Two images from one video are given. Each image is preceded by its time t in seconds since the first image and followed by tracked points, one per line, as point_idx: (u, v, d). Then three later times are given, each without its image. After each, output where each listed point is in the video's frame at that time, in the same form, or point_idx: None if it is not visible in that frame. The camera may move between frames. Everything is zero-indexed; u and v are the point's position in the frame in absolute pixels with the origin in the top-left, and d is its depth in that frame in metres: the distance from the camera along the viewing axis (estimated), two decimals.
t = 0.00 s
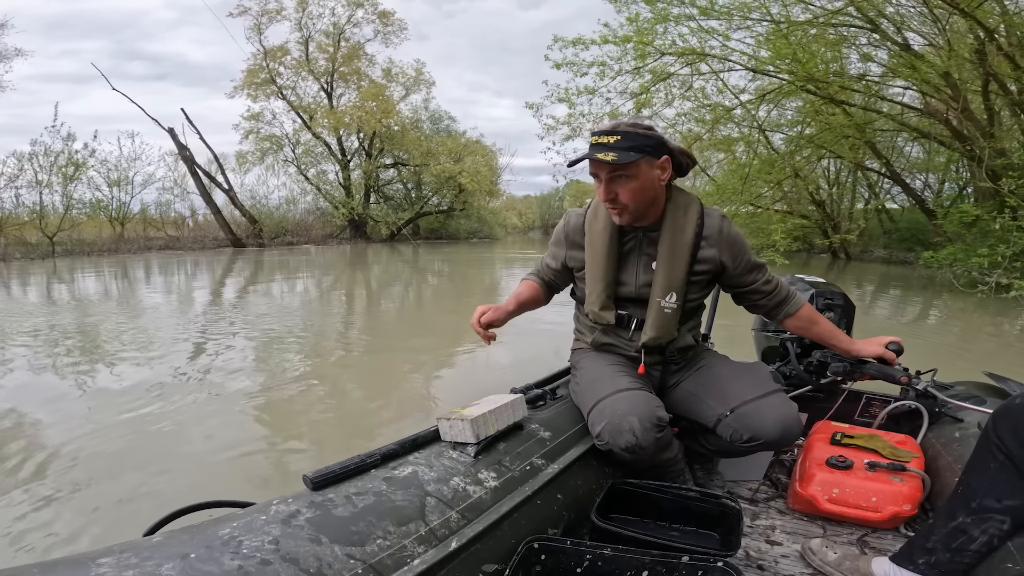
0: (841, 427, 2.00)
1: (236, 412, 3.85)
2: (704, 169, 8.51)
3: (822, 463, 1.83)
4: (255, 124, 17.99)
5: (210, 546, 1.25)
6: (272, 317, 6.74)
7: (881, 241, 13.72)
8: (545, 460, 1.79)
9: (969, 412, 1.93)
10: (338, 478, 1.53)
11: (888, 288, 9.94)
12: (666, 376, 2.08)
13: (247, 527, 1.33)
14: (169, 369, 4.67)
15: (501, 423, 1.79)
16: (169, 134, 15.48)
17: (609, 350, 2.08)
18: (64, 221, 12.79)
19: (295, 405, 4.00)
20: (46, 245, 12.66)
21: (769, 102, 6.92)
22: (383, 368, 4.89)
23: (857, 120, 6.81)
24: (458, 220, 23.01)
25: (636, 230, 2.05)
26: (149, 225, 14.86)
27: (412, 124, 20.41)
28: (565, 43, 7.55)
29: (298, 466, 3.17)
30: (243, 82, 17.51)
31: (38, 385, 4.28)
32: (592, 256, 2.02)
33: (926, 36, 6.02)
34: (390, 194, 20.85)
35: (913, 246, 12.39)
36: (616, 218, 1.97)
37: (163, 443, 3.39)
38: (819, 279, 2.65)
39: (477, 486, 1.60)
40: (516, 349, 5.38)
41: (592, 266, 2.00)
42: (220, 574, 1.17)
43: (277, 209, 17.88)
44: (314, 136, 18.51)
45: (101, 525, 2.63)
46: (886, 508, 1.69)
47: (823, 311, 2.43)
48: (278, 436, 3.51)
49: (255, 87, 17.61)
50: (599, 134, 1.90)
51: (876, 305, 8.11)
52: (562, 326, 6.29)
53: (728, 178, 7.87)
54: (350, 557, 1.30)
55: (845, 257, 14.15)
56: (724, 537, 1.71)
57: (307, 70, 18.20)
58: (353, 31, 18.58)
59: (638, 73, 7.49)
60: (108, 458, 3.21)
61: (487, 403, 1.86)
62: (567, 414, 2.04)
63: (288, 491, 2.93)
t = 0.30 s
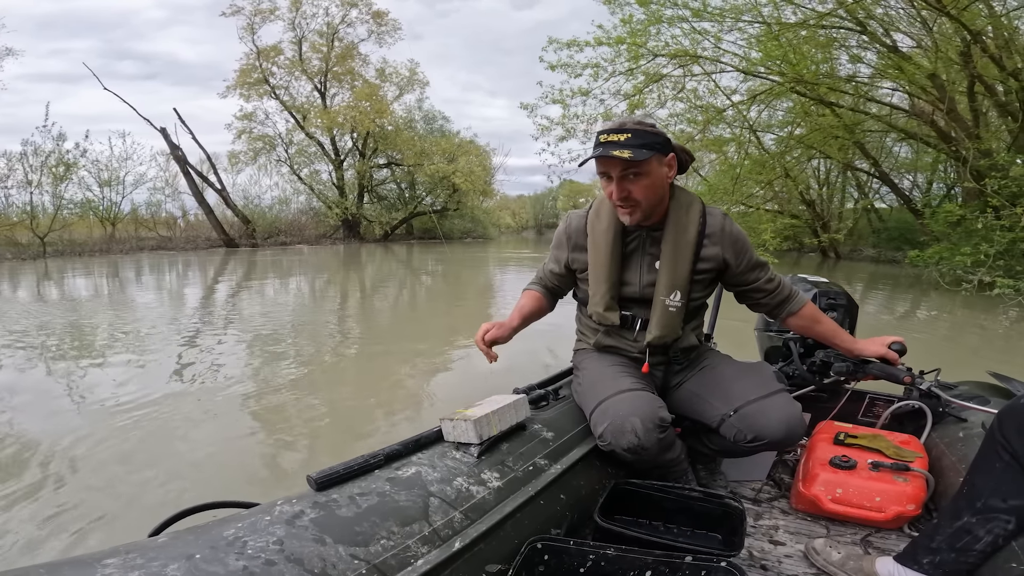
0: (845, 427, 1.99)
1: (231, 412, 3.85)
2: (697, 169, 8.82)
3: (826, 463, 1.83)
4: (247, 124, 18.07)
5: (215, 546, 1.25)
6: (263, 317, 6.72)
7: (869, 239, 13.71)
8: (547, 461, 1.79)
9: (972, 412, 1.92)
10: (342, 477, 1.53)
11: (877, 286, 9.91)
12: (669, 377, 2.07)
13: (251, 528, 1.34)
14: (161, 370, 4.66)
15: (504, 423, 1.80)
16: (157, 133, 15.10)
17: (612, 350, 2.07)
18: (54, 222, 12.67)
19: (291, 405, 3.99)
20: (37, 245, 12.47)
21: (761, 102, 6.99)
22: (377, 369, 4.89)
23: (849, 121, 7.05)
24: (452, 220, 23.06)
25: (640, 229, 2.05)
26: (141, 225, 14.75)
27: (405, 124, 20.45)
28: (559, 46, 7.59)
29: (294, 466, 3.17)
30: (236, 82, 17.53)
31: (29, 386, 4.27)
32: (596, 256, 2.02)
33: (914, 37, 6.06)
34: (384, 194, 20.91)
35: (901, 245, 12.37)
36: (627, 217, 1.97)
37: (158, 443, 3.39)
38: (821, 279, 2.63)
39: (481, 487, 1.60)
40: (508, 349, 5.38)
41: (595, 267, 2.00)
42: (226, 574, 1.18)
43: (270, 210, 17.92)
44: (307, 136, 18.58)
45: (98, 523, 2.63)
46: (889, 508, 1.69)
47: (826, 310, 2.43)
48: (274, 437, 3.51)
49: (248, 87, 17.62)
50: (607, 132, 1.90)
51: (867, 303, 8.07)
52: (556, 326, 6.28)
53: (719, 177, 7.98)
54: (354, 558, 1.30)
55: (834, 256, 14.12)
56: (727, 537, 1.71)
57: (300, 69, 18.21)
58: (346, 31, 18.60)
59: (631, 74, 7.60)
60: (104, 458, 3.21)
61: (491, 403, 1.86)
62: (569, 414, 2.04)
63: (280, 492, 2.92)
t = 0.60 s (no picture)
0: (849, 427, 1.98)
1: (225, 412, 3.83)
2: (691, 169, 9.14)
3: (830, 463, 1.82)
4: (240, 124, 18.04)
5: (217, 547, 1.24)
6: (255, 317, 6.70)
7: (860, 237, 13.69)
8: (551, 461, 1.78)
9: (978, 411, 1.92)
10: (345, 477, 1.52)
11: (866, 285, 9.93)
12: (673, 376, 2.06)
13: (254, 528, 1.33)
14: (154, 370, 4.63)
15: (507, 423, 1.79)
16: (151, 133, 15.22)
17: (616, 349, 2.06)
18: (45, 221, 12.63)
19: (286, 406, 3.97)
20: (29, 246, 12.42)
21: (753, 100, 7.23)
22: (371, 368, 4.88)
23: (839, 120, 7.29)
24: (445, 220, 23.09)
25: (644, 225, 2.05)
26: (133, 225, 14.71)
27: (399, 124, 20.44)
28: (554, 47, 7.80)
29: (289, 467, 3.15)
30: (229, 82, 17.51)
31: (20, 386, 4.24)
32: (600, 253, 2.01)
33: (902, 38, 6.19)
34: (378, 194, 20.91)
35: (890, 243, 12.39)
36: (633, 206, 1.98)
37: (152, 443, 3.37)
38: (827, 279, 2.62)
39: (484, 487, 1.59)
40: (503, 348, 5.36)
41: (600, 263, 1.99)
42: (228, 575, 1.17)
43: (264, 210, 17.90)
44: (301, 136, 18.57)
45: (92, 523, 2.61)
46: (895, 508, 1.68)
47: (828, 309, 2.42)
48: (269, 437, 3.49)
49: (241, 87, 17.60)
50: (617, 122, 1.93)
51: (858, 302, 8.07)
52: (550, 325, 6.26)
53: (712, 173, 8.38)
54: (357, 558, 1.29)
55: (825, 254, 14.13)
56: (732, 537, 1.70)
57: (293, 69, 18.18)
58: (340, 31, 18.58)
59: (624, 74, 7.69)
60: (98, 458, 3.18)
61: (494, 403, 1.85)
62: (573, 414, 2.03)
63: (274, 492, 2.90)
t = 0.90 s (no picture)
0: (851, 426, 1.98)
1: (219, 412, 3.81)
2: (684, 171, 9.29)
3: (833, 462, 1.82)
4: (233, 123, 18.00)
5: (221, 545, 1.24)
6: (247, 317, 6.68)
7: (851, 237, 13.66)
8: (553, 459, 1.78)
9: (981, 411, 1.91)
10: (348, 476, 1.52)
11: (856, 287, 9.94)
12: (676, 375, 2.08)
13: (257, 526, 1.33)
14: (146, 370, 4.61)
15: (509, 421, 1.79)
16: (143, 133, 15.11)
17: (619, 349, 2.05)
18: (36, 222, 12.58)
19: (281, 406, 3.95)
20: (21, 246, 12.36)
21: (745, 102, 7.45)
22: (366, 368, 4.86)
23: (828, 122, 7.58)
24: (439, 220, 23.08)
25: (646, 224, 2.05)
26: (125, 225, 14.65)
27: (393, 124, 20.42)
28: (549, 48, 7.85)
29: (285, 466, 3.14)
30: (222, 81, 17.45)
31: (12, 387, 4.22)
32: (603, 253, 2.00)
33: (891, 39, 6.54)
34: (371, 194, 20.91)
35: (878, 242, 12.43)
36: (633, 204, 1.96)
37: (147, 443, 3.36)
38: (834, 279, 2.60)
39: (486, 485, 1.59)
40: (497, 347, 5.35)
41: (604, 264, 1.98)
42: (231, 573, 1.16)
43: (258, 210, 17.85)
44: (295, 136, 18.53)
45: (89, 522, 2.60)
46: (897, 507, 1.68)
47: (827, 309, 2.42)
48: (265, 436, 3.48)
49: (234, 86, 17.54)
50: (617, 119, 1.92)
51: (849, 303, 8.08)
52: (544, 323, 6.25)
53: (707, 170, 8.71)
54: (360, 556, 1.29)
55: (815, 254, 14.15)
56: (735, 536, 1.70)
57: (287, 69, 18.11)
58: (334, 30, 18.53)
59: (618, 74, 7.68)
60: (92, 459, 3.17)
61: (496, 401, 1.85)
62: (575, 412, 2.03)
63: (268, 491, 2.89)
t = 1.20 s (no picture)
0: (851, 425, 1.98)
1: (214, 412, 3.81)
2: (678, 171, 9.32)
3: (834, 461, 1.82)
4: (227, 123, 17.95)
5: (222, 542, 1.24)
6: (240, 317, 6.67)
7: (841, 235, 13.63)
8: (554, 457, 1.78)
9: (982, 410, 1.91)
10: (348, 474, 1.52)
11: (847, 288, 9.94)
12: (676, 373, 2.08)
13: (258, 524, 1.33)
14: (140, 370, 4.60)
15: (510, 420, 1.79)
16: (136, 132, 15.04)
17: (619, 348, 2.05)
18: (27, 221, 12.54)
19: (275, 405, 3.95)
20: (13, 245, 12.33)
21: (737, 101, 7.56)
22: (361, 367, 4.86)
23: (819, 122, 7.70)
24: (433, 219, 23.15)
25: (645, 222, 2.05)
26: (117, 225, 14.60)
27: (388, 123, 20.38)
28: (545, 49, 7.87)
29: (281, 465, 3.13)
30: (216, 80, 17.40)
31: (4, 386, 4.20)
32: (605, 253, 1.99)
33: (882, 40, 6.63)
34: (366, 193, 20.92)
35: (867, 242, 12.41)
36: (632, 202, 1.97)
37: (142, 443, 3.35)
38: (837, 278, 2.59)
39: (487, 483, 1.59)
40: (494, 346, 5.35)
41: (605, 263, 1.98)
42: (232, 571, 1.16)
43: (251, 209, 17.81)
44: (289, 135, 18.49)
45: (83, 522, 2.60)
46: (898, 506, 1.68)
47: (824, 308, 2.42)
48: (260, 436, 3.48)
49: (227, 85, 17.49)
50: (617, 118, 1.92)
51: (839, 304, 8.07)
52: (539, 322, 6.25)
53: (701, 170, 8.97)
54: (361, 554, 1.29)
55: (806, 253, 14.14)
56: (735, 535, 1.70)
57: (281, 68, 18.05)
58: (329, 29, 18.47)
59: (612, 75, 7.69)
60: (86, 459, 3.16)
61: (497, 400, 1.85)
62: (575, 411, 2.03)
63: (261, 490, 2.88)
